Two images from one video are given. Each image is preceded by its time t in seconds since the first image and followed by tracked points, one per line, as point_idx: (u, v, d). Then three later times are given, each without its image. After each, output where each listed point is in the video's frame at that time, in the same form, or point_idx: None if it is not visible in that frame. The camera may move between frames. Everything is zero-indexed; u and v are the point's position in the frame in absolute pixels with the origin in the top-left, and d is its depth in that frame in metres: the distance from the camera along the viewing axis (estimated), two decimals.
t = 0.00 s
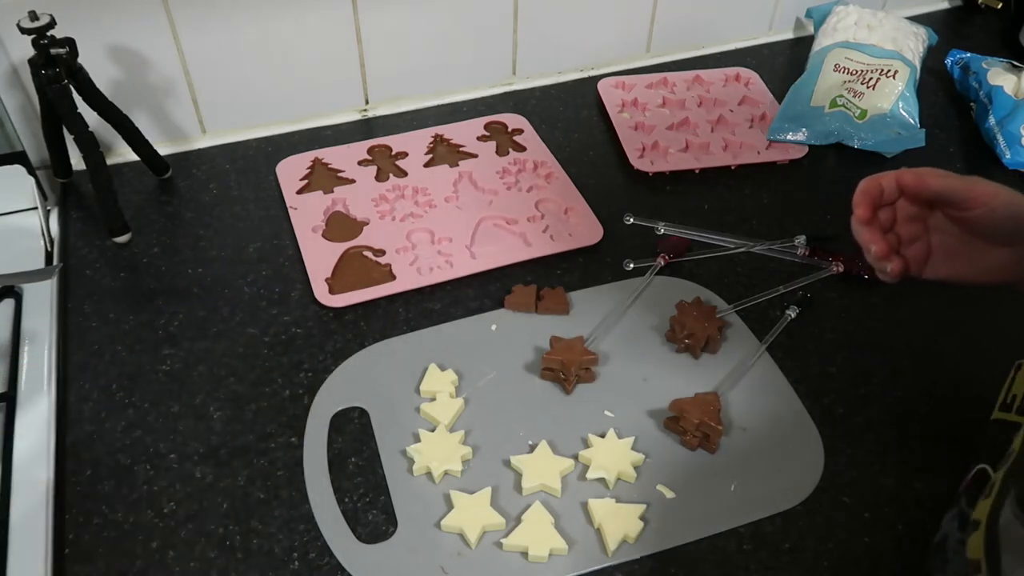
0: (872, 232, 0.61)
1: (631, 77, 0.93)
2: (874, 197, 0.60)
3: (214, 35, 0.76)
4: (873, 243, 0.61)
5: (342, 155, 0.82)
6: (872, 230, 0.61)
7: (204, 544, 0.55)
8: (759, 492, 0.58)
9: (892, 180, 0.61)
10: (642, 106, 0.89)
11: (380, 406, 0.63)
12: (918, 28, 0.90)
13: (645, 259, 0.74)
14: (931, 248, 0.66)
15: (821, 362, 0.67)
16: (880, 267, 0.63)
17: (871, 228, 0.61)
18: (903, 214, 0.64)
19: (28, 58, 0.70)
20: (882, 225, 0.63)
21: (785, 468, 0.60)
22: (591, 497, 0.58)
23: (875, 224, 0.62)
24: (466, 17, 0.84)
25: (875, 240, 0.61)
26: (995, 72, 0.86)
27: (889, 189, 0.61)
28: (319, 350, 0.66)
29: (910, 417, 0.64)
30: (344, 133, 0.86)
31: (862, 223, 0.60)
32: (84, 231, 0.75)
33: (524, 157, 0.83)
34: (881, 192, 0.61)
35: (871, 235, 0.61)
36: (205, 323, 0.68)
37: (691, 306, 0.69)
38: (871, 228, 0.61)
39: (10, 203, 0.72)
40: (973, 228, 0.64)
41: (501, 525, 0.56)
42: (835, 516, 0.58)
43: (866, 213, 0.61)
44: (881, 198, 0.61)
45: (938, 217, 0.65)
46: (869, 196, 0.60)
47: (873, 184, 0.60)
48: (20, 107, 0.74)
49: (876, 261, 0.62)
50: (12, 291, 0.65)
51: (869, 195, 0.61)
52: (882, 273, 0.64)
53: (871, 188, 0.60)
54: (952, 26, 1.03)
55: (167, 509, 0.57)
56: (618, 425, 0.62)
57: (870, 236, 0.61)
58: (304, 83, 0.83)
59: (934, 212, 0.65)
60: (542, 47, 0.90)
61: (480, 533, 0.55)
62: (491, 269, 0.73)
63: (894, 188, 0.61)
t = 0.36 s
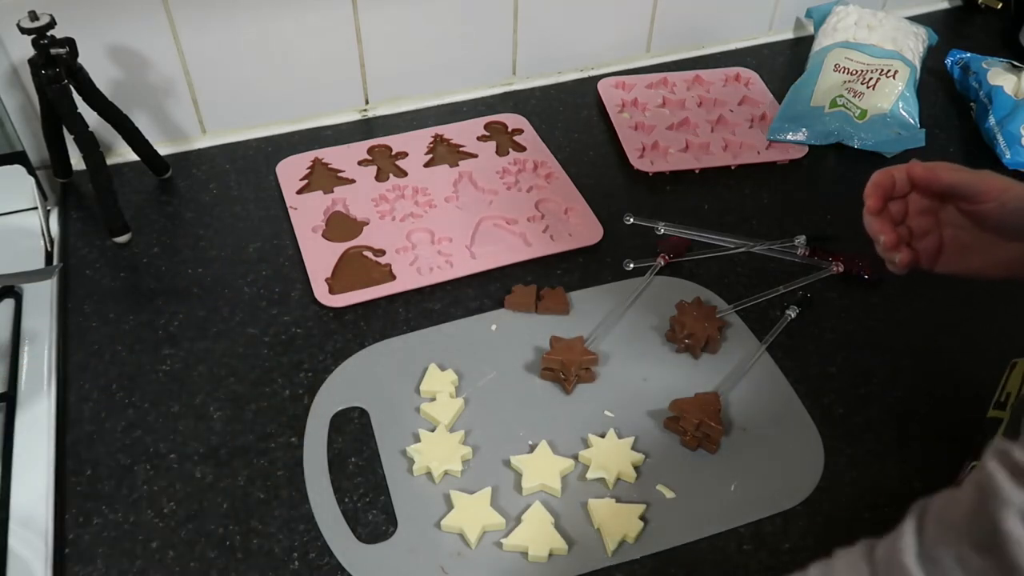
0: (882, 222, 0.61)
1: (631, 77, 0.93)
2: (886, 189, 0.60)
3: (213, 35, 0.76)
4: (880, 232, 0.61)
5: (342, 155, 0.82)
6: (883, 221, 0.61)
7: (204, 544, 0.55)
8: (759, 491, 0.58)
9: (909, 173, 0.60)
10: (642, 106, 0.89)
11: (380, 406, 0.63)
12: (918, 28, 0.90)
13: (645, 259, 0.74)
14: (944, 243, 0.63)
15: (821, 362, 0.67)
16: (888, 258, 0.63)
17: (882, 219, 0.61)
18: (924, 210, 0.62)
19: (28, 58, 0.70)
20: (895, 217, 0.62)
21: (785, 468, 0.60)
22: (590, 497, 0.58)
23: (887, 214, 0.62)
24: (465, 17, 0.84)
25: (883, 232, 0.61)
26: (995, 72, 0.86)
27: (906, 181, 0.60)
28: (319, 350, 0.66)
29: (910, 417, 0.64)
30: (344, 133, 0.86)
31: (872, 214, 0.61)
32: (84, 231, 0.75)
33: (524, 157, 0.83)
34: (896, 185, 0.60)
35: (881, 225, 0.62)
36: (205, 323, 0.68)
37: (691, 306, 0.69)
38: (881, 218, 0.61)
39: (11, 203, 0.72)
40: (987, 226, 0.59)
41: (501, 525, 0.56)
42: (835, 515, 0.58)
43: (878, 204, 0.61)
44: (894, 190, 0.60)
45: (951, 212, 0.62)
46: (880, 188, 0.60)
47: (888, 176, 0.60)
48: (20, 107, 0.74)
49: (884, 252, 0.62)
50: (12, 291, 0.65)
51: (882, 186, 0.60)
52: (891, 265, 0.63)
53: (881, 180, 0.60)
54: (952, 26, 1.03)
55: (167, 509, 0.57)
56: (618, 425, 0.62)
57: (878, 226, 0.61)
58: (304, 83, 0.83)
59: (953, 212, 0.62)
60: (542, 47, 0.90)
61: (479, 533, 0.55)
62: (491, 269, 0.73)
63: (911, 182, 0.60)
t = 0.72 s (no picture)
0: (892, 215, 0.61)
1: (631, 77, 0.93)
2: (897, 183, 0.60)
3: (213, 35, 0.76)
4: (890, 226, 0.61)
5: (342, 155, 0.82)
6: (894, 214, 0.62)
7: (204, 544, 0.55)
8: (759, 491, 0.58)
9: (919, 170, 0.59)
10: (642, 106, 0.89)
11: (380, 406, 0.63)
12: (918, 28, 0.90)
13: (646, 259, 0.74)
14: (954, 238, 0.62)
15: (821, 362, 0.67)
16: (897, 251, 0.63)
17: (893, 212, 0.62)
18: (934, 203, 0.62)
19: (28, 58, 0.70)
20: (905, 211, 0.63)
21: (785, 467, 0.60)
22: (590, 498, 0.58)
23: (898, 208, 0.62)
24: (465, 17, 0.84)
25: (892, 225, 0.61)
26: (995, 72, 0.86)
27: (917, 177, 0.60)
28: (319, 350, 0.66)
29: (910, 417, 0.64)
30: (344, 133, 0.86)
31: (883, 207, 0.61)
32: (84, 231, 0.75)
33: (524, 157, 0.83)
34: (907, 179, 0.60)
35: (891, 218, 0.62)
36: (205, 323, 0.68)
37: (691, 306, 0.69)
38: (891, 211, 0.61)
39: (11, 203, 0.72)
40: (995, 221, 0.58)
41: (501, 525, 0.56)
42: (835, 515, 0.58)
43: (889, 197, 0.61)
44: (905, 185, 0.60)
45: (962, 207, 0.61)
46: (891, 181, 0.60)
47: (899, 170, 0.60)
48: (20, 107, 0.74)
49: (893, 245, 0.62)
50: (12, 291, 0.65)
51: (893, 179, 0.60)
52: (900, 258, 0.64)
53: (892, 173, 0.60)
54: (952, 26, 1.03)
55: (167, 509, 0.57)
56: (618, 425, 0.62)
57: (889, 219, 0.61)
58: (304, 83, 0.83)
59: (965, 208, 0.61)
60: (542, 47, 0.90)
61: (479, 533, 0.55)
62: (491, 268, 0.73)
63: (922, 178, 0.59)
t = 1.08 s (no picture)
0: (892, 218, 0.61)
1: (631, 77, 0.93)
2: (896, 186, 0.60)
3: (213, 35, 0.76)
4: (890, 229, 0.61)
5: (342, 155, 0.82)
6: (894, 217, 0.62)
7: (203, 544, 0.55)
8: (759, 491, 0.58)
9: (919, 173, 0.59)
10: (642, 106, 0.89)
11: (380, 406, 0.63)
12: (918, 28, 0.90)
13: (646, 259, 0.74)
14: (953, 240, 0.63)
15: (821, 362, 0.67)
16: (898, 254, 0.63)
17: (894, 215, 0.62)
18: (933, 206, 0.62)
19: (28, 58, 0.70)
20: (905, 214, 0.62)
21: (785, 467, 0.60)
22: (590, 497, 0.58)
23: (899, 211, 0.62)
24: (465, 17, 0.84)
25: (893, 228, 0.61)
26: (995, 72, 0.86)
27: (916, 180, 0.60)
28: (319, 350, 0.66)
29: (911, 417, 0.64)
30: (344, 133, 0.86)
31: (883, 210, 0.61)
32: (84, 231, 0.75)
33: (524, 157, 0.83)
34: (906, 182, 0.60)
35: (891, 221, 0.62)
36: (205, 323, 0.68)
37: (691, 306, 0.69)
38: (892, 214, 0.61)
39: (11, 203, 0.72)
40: (995, 224, 0.58)
41: (501, 525, 0.56)
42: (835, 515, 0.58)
43: (889, 200, 0.61)
44: (905, 188, 0.60)
45: (961, 209, 0.61)
46: (891, 185, 0.60)
47: (899, 173, 0.60)
48: (20, 107, 0.74)
49: (893, 247, 0.62)
50: (12, 291, 0.65)
51: (893, 182, 0.60)
52: (901, 260, 0.64)
53: (891, 176, 0.60)
54: (952, 26, 1.03)
55: (167, 509, 0.57)
56: (618, 425, 0.62)
57: (889, 222, 0.61)
58: (304, 83, 0.83)
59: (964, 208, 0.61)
60: (542, 46, 0.90)
61: (479, 533, 0.55)
62: (491, 268, 0.73)
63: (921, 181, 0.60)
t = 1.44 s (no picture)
0: (904, 214, 0.62)
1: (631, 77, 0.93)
2: (911, 182, 0.62)
3: (214, 34, 0.76)
4: (902, 223, 0.62)
5: (342, 155, 0.82)
6: (907, 213, 0.62)
7: (203, 544, 0.55)
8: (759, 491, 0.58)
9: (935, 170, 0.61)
10: (642, 106, 0.89)
11: (380, 406, 0.63)
12: (918, 28, 0.90)
13: (646, 259, 0.74)
14: (965, 242, 0.62)
15: (821, 362, 0.67)
16: (909, 250, 0.63)
17: (907, 212, 0.62)
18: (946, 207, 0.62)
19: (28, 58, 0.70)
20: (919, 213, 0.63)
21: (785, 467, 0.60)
22: (590, 498, 0.58)
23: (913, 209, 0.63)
24: (466, 17, 0.84)
25: (905, 223, 0.62)
26: (995, 72, 0.86)
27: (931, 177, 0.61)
28: (319, 350, 0.66)
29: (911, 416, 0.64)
30: (344, 133, 0.86)
31: (896, 205, 0.62)
32: (84, 231, 0.75)
33: (524, 157, 0.83)
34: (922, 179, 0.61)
35: (904, 217, 0.63)
36: (205, 323, 0.68)
37: (691, 305, 0.69)
38: (904, 210, 0.62)
39: (11, 203, 0.72)
40: (1006, 226, 0.58)
41: (501, 525, 0.56)
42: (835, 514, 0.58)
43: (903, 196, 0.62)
44: (920, 185, 0.62)
45: (973, 210, 0.61)
46: (905, 180, 0.62)
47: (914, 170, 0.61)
48: (20, 107, 0.74)
49: (905, 244, 0.63)
50: (12, 291, 0.65)
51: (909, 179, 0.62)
52: (913, 259, 0.64)
53: (906, 172, 0.61)
54: (952, 26, 1.03)
55: (167, 509, 0.57)
56: (618, 425, 0.62)
57: (902, 217, 0.62)
58: (304, 83, 0.83)
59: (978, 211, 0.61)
60: (542, 46, 0.90)
61: (479, 532, 0.55)
62: (491, 268, 0.73)
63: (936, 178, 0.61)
